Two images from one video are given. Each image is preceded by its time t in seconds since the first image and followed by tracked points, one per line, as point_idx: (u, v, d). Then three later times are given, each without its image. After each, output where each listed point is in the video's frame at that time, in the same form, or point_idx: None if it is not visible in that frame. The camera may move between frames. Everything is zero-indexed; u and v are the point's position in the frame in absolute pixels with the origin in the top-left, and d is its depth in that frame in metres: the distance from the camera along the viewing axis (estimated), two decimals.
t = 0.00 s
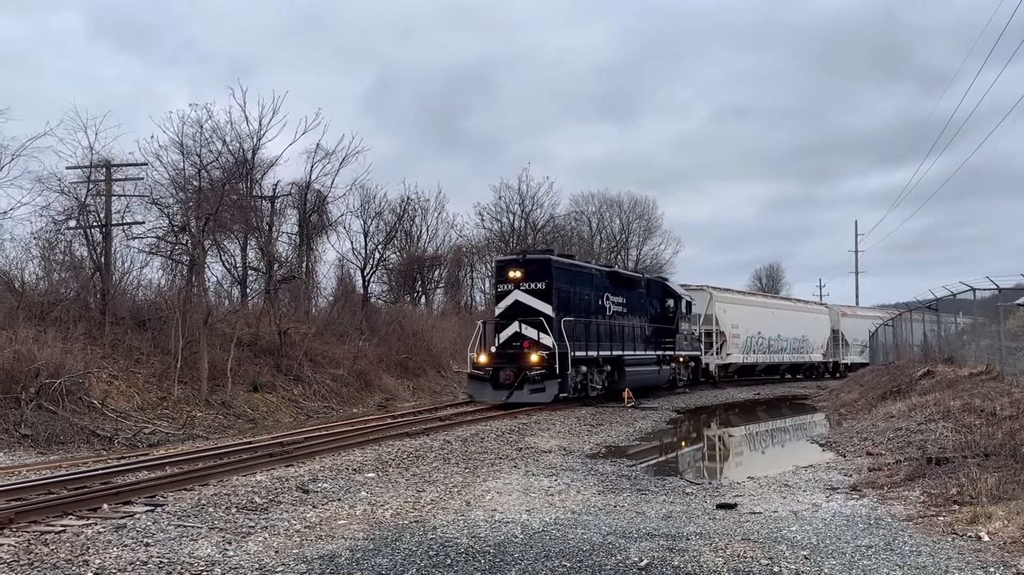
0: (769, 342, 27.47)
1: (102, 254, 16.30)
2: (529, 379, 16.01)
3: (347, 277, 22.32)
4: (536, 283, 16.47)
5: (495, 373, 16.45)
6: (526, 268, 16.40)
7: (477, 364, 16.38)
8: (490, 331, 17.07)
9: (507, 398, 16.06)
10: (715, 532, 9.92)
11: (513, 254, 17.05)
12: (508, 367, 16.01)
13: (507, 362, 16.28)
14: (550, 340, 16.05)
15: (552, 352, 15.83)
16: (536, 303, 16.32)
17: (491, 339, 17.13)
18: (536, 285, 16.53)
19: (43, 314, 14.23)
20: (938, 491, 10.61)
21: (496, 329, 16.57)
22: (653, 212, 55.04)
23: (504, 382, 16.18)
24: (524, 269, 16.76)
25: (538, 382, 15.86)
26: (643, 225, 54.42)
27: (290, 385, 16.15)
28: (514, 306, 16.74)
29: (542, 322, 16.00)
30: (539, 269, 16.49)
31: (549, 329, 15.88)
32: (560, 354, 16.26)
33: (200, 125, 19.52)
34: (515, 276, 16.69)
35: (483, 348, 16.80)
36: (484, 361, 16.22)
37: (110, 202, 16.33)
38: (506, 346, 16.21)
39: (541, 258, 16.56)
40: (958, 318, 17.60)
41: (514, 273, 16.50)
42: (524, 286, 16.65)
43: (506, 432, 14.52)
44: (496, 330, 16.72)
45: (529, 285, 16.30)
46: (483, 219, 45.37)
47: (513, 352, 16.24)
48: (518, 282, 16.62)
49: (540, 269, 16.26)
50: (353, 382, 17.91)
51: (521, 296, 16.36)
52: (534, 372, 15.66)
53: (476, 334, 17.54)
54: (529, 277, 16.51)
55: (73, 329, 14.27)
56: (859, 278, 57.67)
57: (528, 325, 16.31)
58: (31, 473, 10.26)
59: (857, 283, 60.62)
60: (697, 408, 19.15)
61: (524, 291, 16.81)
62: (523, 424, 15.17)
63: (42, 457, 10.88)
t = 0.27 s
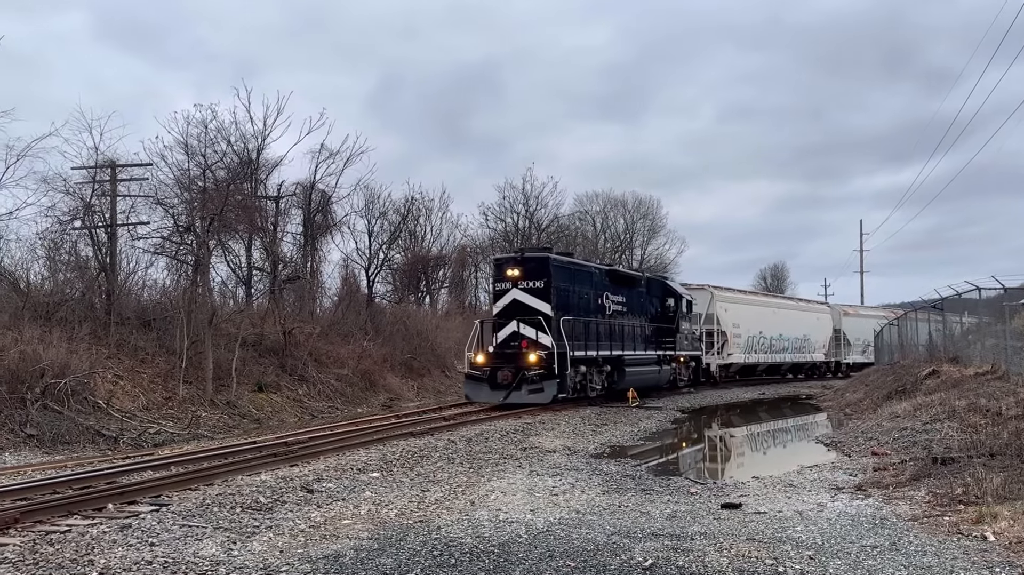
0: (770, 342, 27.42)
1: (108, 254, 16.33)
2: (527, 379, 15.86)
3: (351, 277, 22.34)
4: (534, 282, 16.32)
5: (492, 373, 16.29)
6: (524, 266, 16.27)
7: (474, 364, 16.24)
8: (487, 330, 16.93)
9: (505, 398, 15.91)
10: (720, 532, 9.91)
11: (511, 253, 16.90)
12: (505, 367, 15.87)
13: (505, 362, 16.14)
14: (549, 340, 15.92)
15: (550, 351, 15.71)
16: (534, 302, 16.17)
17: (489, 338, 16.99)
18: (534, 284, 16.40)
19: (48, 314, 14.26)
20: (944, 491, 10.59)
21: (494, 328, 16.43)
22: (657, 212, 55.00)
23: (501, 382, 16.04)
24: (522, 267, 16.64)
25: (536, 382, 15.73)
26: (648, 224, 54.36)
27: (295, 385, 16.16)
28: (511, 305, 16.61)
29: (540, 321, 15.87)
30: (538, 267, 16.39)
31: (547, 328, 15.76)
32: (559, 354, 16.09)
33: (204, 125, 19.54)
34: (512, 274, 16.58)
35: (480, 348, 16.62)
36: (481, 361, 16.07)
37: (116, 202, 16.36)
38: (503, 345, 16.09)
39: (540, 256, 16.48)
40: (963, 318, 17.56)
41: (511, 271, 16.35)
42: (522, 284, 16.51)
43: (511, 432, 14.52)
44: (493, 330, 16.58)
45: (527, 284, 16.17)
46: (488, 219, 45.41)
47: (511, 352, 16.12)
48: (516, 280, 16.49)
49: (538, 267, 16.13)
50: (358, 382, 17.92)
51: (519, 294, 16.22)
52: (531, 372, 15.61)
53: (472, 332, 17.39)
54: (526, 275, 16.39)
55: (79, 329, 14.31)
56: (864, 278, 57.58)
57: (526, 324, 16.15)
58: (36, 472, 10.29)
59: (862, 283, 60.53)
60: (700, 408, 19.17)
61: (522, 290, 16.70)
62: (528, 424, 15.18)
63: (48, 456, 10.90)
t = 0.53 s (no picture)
0: (772, 342, 27.37)
1: (114, 254, 16.36)
2: (527, 379, 15.77)
3: (356, 277, 22.36)
4: (532, 280, 16.19)
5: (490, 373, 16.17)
6: (523, 265, 16.17)
7: (472, 363, 16.11)
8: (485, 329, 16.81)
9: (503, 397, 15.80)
10: (725, 532, 9.90)
11: (510, 251, 16.77)
12: (504, 366, 15.76)
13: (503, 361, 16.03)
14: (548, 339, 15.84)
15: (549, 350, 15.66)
16: (532, 301, 16.05)
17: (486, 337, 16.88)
18: (533, 282, 16.30)
19: (54, 314, 14.30)
20: (950, 491, 10.57)
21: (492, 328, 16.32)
22: (662, 211, 54.95)
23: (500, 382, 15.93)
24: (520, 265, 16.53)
25: (535, 382, 15.64)
26: (653, 224, 54.32)
27: (300, 385, 16.18)
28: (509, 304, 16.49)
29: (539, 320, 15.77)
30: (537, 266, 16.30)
31: (547, 327, 15.66)
32: (557, 354, 16.00)
33: (210, 125, 19.59)
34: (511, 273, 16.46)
35: (478, 347, 16.45)
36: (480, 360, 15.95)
37: (121, 202, 16.40)
38: (502, 345, 15.99)
39: (539, 254, 16.40)
40: (969, 317, 17.52)
41: (509, 270, 16.23)
42: (520, 283, 16.40)
43: (516, 432, 14.52)
44: (491, 329, 16.46)
45: (526, 282, 16.07)
46: (493, 219, 45.42)
47: (510, 351, 16.02)
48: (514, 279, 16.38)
49: (537, 265, 16.02)
50: (363, 382, 17.93)
51: (517, 293, 16.09)
52: (531, 372, 15.58)
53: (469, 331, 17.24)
54: (525, 273, 16.28)
55: (84, 329, 14.34)
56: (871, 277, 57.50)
57: (525, 323, 16.02)
58: (42, 472, 10.31)
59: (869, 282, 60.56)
60: (705, 407, 19.23)
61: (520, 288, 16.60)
62: (533, 424, 15.18)
63: (53, 456, 10.93)
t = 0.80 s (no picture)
0: (776, 341, 27.28)
1: (121, 253, 16.41)
2: (526, 379, 15.56)
3: (362, 276, 22.38)
4: (531, 277, 16.04)
5: (490, 373, 15.97)
6: (522, 262, 16.04)
7: (472, 363, 15.92)
8: (484, 329, 16.67)
9: (503, 399, 15.49)
10: (733, 531, 9.88)
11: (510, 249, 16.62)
12: (503, 365, 15.57)
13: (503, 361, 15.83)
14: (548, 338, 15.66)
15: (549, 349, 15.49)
16: (531, 298, 15.87)
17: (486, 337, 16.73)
18: (532, 280, 16.16)
19: (62, 314, 14.35)
20: (957, 490, 10.53)
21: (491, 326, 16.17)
22: (669, 211, 54.91)
23: (499, 382, 15.69)
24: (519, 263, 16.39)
25: (535, 382, 15.40)
26: (659, 223, 54.30)
27: (307, 384, 16.21)
28: (509, 303, 16.36)
29: (539, 318, 15.61)
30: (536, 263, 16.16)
31: (547, 326, 15.48)
32: (559, 354, 15.73)
33: (217, 125, 19.64)
34: (510, 271, 16.37)
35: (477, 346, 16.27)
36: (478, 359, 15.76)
37: (128, 202, 16.44)
38: (501, 344, 15.83)
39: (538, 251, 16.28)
40: (977, 316, 17.44)
41: (508, 268, 16.13)
42: (519, 281, 16.25)
43: (522, 431, 14.51)
44: (491, 328, 16.32)
45: (525, 280, 15.93)
46: (499, 218, 45.45)
47: (509, 350, 15.85)
48: (513, 276, 16.26)
49: (537, 262, 15.87)
50: (369, 381, 17.95)
51: (516, 290, 15.96)
52: (531, 371, 15.38)
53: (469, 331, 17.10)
54: (524, 271, 16.15)
55: (92, 329, 14.39)
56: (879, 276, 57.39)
57: (524, 321, 15.86)
58: (50, 471, 10.33)
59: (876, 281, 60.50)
60: (712, 407, 19.21)
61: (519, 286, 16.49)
62: (539, 424, 15.17)
63: (61, 455, 10.95)
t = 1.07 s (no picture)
0: (780, 340, 27.21)
1: (129, 253, 16.46)
2: (527, 379, 15.41)
3: (370, 276, 22.40)
4: (532, 275, 15.93)
5: (489, 373, 15.78)
6: (523, 260, 15.93)
7: (471, 363, 15.72)
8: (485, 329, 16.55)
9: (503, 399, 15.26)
10: (741, 531, 9.85)
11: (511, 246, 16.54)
12: (503, 365, 15.40)
13: (503, 361, 15.66)
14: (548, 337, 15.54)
15: (550, 348, 15.36)
16: (531, 296, 15.76)
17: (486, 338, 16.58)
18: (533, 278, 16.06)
19: (71, 314, 14.39)
20: (967, 490, 10.48)
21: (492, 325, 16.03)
22: (676, 210, 54.83)
23: (499, 382, 15.49)
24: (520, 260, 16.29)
25: (536, 381, 15.21)
26: (667, 222, 54.24)
27: (315, 384, 16.23)
28: (510, 300, 16.27)
29: (539, 317, 15.49)
30: (537, 260, 16.05)
31: (548, 325, 15.43)
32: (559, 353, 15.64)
33: (225, 125, 19.71)
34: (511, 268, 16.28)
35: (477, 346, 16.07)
36: (478, 358, 15.58)
37: (136, 202, 16.49)
38: (502, 343, 15.69)
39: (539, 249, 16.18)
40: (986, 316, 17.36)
41: (509, 265, 16.03)
42: (520, 278, 16.16)
43: (529, 431, 14.50)
44: (491, 327, 16.18)
45: (526, 278, 15.83)
46: (506, 218, 45.47)
47: (510, 349, 15.71)
48: (513, 274, 16.17)
49: (537, 260, 15.76)
50: (377, 380, 17.95)
51: (516, 288, 15.88)
52: (531, 371, 15.22)
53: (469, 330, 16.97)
54: (525, 268, 16.04)
55: (101, 328, 14.44)
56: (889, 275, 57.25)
57: (524, 320, 15.75)
58: (59, 470, 10.36)
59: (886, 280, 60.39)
60: (721, 407, 19.16)
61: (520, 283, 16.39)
62: (547, 423, 15.15)
63: (69, 454, 10.98)
